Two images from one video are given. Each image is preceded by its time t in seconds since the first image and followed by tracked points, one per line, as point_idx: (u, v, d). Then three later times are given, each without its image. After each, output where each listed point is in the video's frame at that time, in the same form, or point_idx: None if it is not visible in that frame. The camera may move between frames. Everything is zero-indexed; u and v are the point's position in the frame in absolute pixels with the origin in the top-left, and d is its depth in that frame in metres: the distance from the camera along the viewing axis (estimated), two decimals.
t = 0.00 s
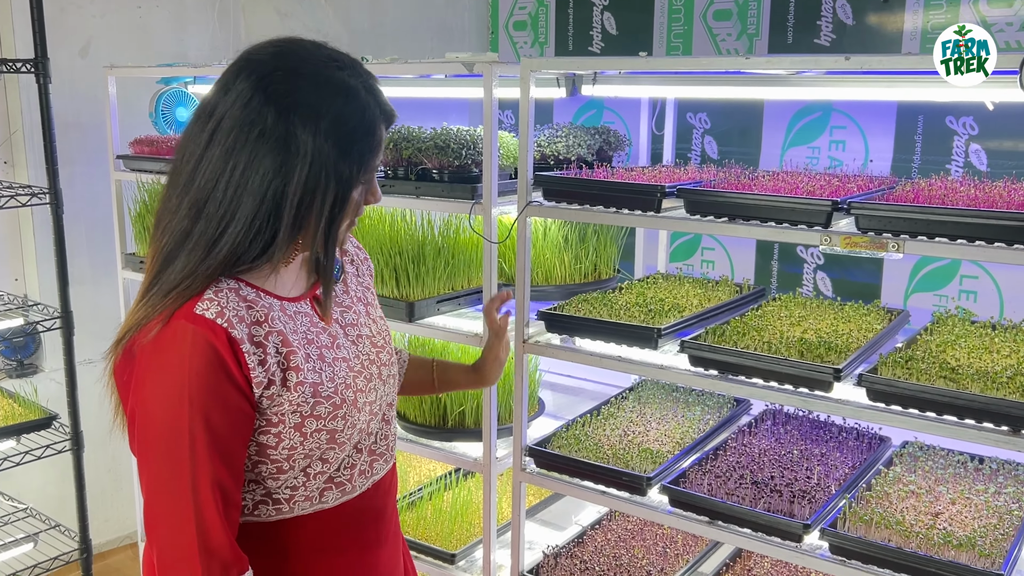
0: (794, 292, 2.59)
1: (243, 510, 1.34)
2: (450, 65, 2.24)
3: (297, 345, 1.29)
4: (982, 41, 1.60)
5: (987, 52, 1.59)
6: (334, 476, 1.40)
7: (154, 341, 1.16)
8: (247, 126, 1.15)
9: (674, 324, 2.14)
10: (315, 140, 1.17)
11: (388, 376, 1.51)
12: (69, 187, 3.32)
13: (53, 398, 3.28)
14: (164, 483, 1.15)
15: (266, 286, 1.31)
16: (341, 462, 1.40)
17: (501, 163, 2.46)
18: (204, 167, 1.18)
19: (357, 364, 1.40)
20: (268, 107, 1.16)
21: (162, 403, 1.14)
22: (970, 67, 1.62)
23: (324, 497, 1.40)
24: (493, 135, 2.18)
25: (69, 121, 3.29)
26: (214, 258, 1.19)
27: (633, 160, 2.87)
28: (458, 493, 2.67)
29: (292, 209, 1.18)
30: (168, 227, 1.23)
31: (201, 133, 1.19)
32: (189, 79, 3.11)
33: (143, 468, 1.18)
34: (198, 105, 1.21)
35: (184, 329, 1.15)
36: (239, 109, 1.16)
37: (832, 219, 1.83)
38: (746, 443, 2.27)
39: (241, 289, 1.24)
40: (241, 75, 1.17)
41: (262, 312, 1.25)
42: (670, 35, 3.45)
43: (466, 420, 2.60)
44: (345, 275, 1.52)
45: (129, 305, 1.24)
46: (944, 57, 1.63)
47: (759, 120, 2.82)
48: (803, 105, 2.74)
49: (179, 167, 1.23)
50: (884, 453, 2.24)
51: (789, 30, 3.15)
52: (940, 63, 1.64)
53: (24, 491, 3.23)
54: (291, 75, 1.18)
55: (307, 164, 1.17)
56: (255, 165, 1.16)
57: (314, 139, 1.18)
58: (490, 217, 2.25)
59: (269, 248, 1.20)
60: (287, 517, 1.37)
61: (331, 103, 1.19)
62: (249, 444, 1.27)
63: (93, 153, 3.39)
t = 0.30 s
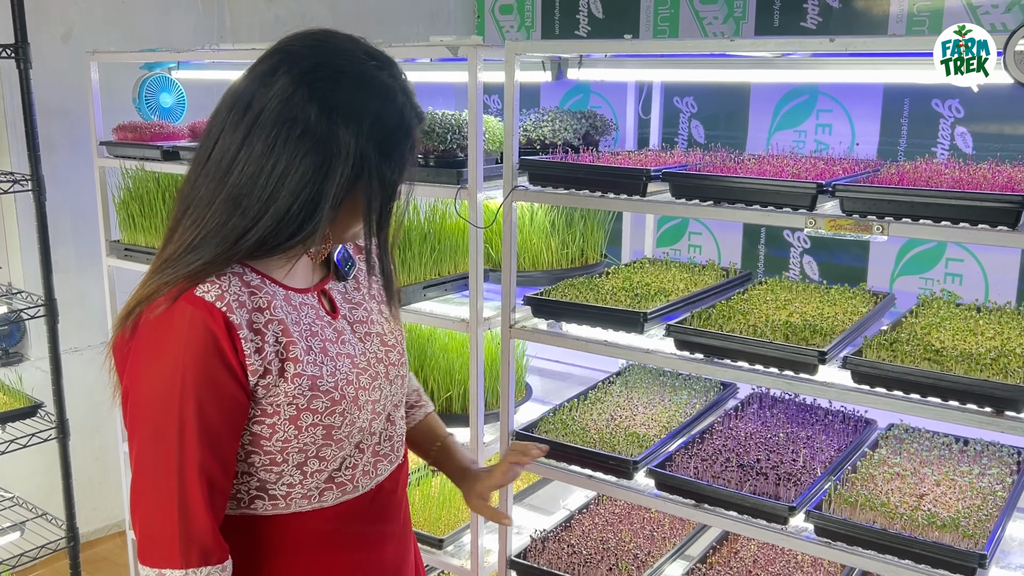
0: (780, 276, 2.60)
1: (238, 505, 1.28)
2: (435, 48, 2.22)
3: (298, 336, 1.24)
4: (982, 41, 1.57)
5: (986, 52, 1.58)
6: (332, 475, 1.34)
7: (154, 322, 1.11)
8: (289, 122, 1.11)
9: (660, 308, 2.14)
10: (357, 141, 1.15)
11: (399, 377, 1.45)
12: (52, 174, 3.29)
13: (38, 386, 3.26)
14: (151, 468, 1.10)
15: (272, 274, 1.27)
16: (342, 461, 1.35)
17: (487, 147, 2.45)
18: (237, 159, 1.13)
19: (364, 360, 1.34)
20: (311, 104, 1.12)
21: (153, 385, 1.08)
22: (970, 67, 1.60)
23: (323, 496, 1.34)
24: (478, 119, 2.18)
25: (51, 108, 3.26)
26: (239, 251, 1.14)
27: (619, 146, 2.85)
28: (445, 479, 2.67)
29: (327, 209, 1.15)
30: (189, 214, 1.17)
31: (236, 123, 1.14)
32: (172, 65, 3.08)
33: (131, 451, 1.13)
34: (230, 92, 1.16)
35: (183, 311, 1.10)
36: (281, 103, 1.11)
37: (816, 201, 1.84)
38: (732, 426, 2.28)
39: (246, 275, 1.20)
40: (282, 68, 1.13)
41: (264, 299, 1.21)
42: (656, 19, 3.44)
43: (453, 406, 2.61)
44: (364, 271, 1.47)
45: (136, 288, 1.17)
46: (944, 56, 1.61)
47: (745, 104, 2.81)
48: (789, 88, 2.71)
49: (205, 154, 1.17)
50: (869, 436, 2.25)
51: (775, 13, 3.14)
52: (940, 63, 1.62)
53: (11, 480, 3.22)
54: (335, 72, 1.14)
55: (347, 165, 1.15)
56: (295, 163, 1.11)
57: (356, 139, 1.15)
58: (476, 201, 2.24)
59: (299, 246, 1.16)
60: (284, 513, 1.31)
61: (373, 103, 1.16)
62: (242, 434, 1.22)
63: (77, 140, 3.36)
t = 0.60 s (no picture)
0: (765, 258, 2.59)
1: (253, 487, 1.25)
2: (415, 27, 2.19)
3: (321, 318, 1.22)
4: (982, 41, 1.55)
5: (986, 53, 1.55)
6: (353, 464, 1.29)
7: (178, 298, 1.11)
8: (302, 93, 1.11)
9: (644, 289, 2.13)
10: (372, 109, 1.14)
11: (424, 368, 1.42)
12: (30, 159, 3.25)
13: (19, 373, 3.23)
14: (175, 444, 1.08)
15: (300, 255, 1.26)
16: (364, 451, 1.30)
17: (468, 128, 2.43)
18: (253, 134, 1.13)
19: (387, 348, 1.32)
20: (324, 73, 1.12)
21: (178, 360, 1.08)
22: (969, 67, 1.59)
23: (341, 485, 1.30)
24: (459, 99, 2.15)
25: (29, 92, 3.21)
26: (258, 226, 1.14)
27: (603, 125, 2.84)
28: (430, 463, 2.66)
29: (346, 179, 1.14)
30: (208, 192, 1.17)
31: (251, 98, 1.13)
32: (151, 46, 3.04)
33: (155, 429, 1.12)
34: (245, 69, 1.16)
35: (208, 286, 1.10)
36: (294, 73, 1.11)
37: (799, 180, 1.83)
38: (717, 407, 2.27)
39: (271, 253, 1.19)
40: (294, 39, 1.13)
41: (290, 278, 1.20)
42: None
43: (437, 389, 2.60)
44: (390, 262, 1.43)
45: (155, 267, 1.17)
46: (945, 56, 1.61)
47: (730, 84, 2.79)
48: (775, 68, 2.72)
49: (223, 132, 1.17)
50: (853, 416, 2.25)
51: None
52: (941, 62, 1.62)
53: None
54: (346, 39, 1.13)
55: (363, 134, 1.14)
56: (309, 135, 1.11)
57: (371, 108, 1.14)
58: (458, 183, 2.22)
59: (318, 219, 1.16)
60: (300, 500, 1.27)
61: (387, 69, 1.15)
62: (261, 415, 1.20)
63: (55, 124, 3.32)
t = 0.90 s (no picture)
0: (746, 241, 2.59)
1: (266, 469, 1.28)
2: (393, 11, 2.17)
3: (352, 308, 1.24)
4: (982, 41, 1.53)
5: (986, 53, 1.53)
6: (366, 458, 1.31)
7: (212, 277, 1.13)
8: (340, 77, 1.12)
9: (625, 273, 2.13)
10: (409, 95, 1.14)
11: (444, 366, 1.45)
12: (7, 147, 3.22)
13: None
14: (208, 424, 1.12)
15: (335, 242, 1.28)
16: (380, 444, 1.32)
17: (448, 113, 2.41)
18: (292, 118, 1.15)
19: (411, 343, 1.34)
20: (364, 58, 1.12)
21: (212, 342, 1.11)
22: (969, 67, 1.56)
23: (352, 475, 1.32)
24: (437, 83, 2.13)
25: (5, 79, 3.18)
26: (293, 210, 1.15)
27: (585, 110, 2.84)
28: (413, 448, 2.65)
29: (382, 166, 1.15)
30: (246, 175, 1.19)
31: (292, 82, 1.16)
32: (129, 31, 3.01)
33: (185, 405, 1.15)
34: (289, 55, 1.18)
35: (244, 268, 1.12)
36: (334, 58, 1.12)
37: (778, 162, 1.83)
38: (699, 391, 2.27)
39: (309, 239, 1.21)
40: (335, 25, 1.14)
41: (325, 266, 1.21)
42: None
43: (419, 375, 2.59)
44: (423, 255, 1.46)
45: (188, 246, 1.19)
46: (945, 56, 1.58)
47: (712, 67, 2.71)
48: (756, 50, 2.64)
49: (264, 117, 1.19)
50: (834, 397, 2.25)
51: None
52: (940, 64, 1.59)
53: None
54: (386, 25, 1.14)
55: (399, 120, 1.14)
56: (346, 120, 1.12)
57: (408, 94, 1.14)
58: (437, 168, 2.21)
59: (354, 206, 1.16)
60: (310, 484, 1.30)
61: (427, 55, 1.15)
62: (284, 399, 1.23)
63: (32, 112, 3.29)
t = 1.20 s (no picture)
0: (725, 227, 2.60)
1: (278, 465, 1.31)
2: None
3: (381, 332, 1.25)
4: (982, 41, 1.55)
5: (986, 53, 1.55)
6: (374, 464, 1.35)
7: (249, 298, 1.12)
8: (396, 110, 1.11)
9: (603, 261, 2.13)
10: (463, 132, 1.14)
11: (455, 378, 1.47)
12: None
13: None
14: (240, 440, 1.13)
15: (368, 263, 1.28)
16: (386, 452, 1.35)
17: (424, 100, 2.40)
18: (344, 145, 1.14)
19: (430, 363, 1.36)
20: (422, 92, 1.12)
21: (245, 363, 1.11)
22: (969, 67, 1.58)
23: (360, 479, 1.35)
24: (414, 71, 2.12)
25: None
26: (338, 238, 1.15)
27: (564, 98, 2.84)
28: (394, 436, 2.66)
29: (433, 201, 1.15)
30: (290, 195, 1.19)
31: (344, 108, 1.15)
32: (105, 19, 2.98)
33: (211, 419, 1.15)
34: (342, 76, 1.17)
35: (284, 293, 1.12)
36: (391, 90, 1.12)
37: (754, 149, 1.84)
38: (678, 377, 2.29)
39: (345, 263, 1.22)
40: (394, 54, 1.13)
41: (360, 291, 1.22)
42: None
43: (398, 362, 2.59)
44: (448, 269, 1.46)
45: (225, 260, 1.18)
46: (944, 56, 1.60)
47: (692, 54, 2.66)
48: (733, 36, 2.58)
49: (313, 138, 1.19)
50: (812, 382, 2.27)
51: None
52: (940, 63, 1.61)
53: None
54: (445, 57, 1.13)
55: (452, 156, 1.14)
56: (401, 154, 1.12)
57: (461, 129, 1.14)
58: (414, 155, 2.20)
59: (399, 237, 1.17)
60: (320, 483, 1.33)
61: (485, 89, 1.15)
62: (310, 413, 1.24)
63: (8, 101, 3.26)
